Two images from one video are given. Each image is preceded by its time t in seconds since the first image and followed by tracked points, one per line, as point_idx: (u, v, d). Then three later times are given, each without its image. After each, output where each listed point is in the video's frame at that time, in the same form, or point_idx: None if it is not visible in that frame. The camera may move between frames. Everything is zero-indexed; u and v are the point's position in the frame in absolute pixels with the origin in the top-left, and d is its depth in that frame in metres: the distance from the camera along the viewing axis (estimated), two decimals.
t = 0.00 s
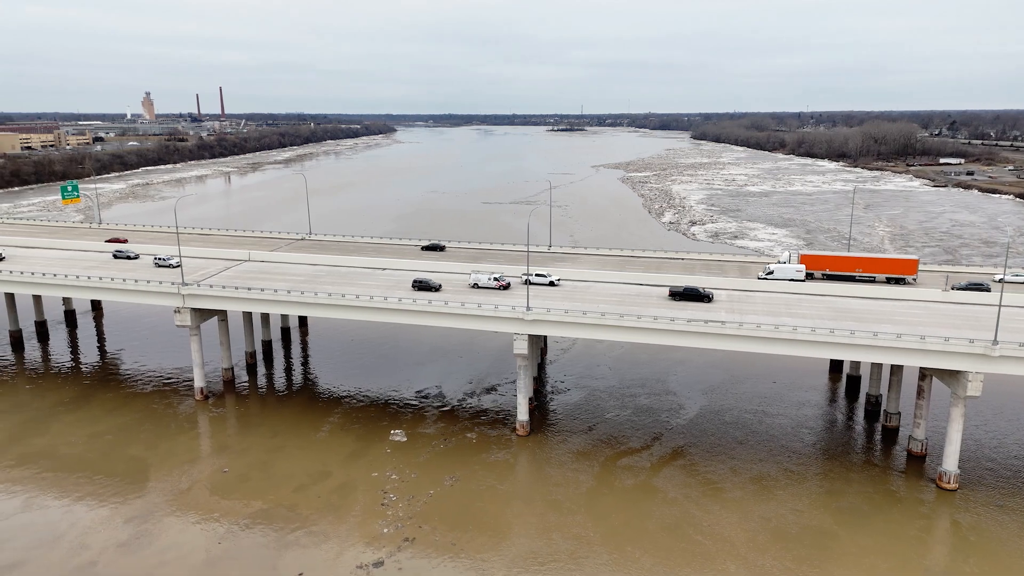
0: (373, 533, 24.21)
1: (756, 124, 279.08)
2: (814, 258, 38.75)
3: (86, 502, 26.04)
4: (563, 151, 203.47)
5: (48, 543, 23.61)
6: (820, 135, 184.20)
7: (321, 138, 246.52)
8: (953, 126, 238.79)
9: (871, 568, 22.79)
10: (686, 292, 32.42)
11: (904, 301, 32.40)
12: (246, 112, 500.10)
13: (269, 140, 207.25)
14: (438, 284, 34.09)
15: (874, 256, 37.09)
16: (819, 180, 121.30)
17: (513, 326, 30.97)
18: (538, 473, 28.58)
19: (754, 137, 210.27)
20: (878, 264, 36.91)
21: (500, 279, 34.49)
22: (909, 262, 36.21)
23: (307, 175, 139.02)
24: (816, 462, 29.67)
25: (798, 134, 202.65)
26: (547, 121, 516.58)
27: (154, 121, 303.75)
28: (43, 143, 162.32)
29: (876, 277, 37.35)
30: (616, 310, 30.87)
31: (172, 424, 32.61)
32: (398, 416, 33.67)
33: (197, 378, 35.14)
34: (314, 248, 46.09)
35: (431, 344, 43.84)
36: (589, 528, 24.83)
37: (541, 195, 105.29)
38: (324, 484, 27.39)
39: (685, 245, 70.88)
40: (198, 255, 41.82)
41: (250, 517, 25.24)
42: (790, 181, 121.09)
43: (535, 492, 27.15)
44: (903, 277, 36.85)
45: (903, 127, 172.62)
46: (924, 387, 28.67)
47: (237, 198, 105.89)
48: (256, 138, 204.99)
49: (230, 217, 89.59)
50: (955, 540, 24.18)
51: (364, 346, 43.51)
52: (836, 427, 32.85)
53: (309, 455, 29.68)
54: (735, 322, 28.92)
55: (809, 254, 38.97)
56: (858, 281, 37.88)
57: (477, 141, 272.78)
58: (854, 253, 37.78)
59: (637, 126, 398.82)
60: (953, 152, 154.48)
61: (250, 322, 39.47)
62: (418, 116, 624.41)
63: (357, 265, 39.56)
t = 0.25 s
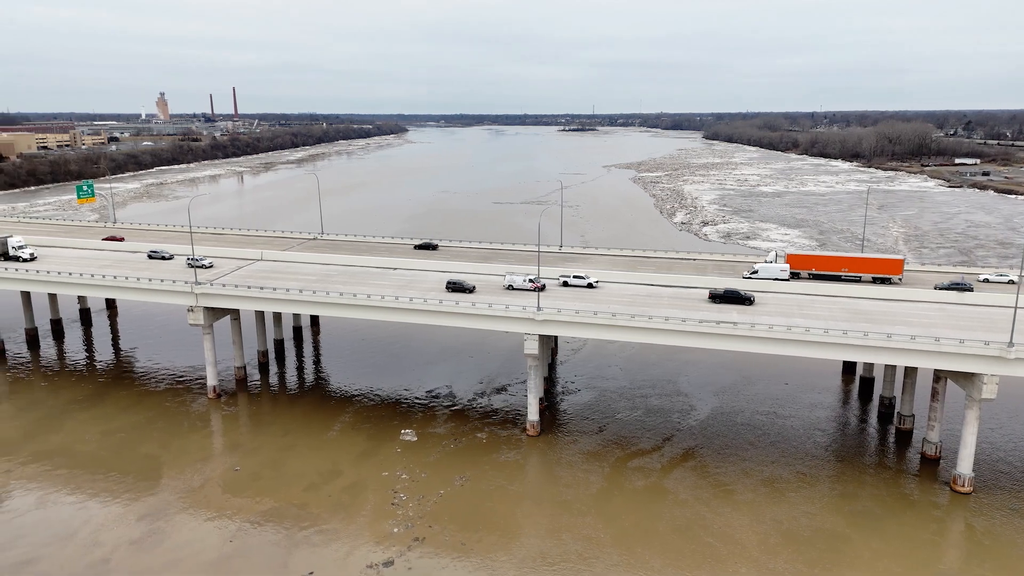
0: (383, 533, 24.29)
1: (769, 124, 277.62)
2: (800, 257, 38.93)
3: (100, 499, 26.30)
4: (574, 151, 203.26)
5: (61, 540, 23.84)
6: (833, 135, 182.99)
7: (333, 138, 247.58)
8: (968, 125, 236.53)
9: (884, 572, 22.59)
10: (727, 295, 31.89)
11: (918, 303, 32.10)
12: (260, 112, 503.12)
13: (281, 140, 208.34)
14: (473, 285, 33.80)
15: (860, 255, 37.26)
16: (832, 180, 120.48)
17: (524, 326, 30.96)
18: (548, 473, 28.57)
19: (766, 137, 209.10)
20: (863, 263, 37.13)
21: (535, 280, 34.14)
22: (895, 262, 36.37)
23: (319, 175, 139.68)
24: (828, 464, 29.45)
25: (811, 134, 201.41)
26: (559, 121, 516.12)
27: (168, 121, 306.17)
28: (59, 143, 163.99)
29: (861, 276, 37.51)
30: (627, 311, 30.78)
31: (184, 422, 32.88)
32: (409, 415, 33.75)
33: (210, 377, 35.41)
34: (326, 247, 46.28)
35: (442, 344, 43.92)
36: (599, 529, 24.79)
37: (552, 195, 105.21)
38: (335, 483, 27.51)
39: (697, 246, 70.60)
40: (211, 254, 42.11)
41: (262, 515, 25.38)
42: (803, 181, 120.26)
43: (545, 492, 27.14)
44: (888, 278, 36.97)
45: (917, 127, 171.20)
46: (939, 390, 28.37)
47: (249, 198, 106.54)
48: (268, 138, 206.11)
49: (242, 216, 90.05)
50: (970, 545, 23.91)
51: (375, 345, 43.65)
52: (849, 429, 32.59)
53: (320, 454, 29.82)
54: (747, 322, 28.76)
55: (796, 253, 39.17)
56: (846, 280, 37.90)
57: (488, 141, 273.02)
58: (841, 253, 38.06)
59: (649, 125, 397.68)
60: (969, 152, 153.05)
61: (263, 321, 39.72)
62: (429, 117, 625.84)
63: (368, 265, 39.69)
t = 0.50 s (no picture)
0: (393, 532, 24.37)
1: (782, 124, 275.92)
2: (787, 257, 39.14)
3: (114, 497, 26.53)
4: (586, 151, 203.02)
5: (75, 537, 24.05)
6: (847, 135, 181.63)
7: (345, 138, 248.61)
8: (985, 126, 234.13)
9: None
10: (767, 299, 31.43)
11: (933, 304, 31.80)
12: (272, 113, 506.07)
13: (293, 140, 209.45)
14: (507, 288, 33.65)
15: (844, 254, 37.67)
16: (846, 181, 119.59)
17: (535, 326, 30.94)
18: (558, 474, 28.56)
19: (779, 137, 207.96)
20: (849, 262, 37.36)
21: (570, 283, 34.03)
22: (881, 261, 36.56)
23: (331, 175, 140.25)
24: (840, 467, 29.25)
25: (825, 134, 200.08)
26: (570, 121, 515.45)
27: (182, 121, 308.51)
28: (75, 143, 165.73)
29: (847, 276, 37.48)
30: (638, 311, 30.71)
31: (197, 420, 33.12)
32: (419, 415, 33.83)
33: (222, 375, 35.66)
34: (338, 247, 46.47)
35: (452, 344, 43.98)
36: (608, 530, 24.75)
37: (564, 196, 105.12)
38: (345, 482, 27.62)
39: (708, 246, 70.31)
40: (224, 253, 42.38)
41: (272, 514, 25.52)
42: (816, 181, 119.43)
43: (556, 493, 27.11)
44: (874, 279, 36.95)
45: (933, 127, 169.54)
46: (953, 392, 28.09)
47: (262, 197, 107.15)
48: (281, 138, 207.28)
49: (255, 216, 90.56)
50: (984, 549, 23.64)
51: (386, 345, 43.78)
52: (862, 431, 32.33)
53: (331, 453, 30.00)
54: (759, 323, 28.60)
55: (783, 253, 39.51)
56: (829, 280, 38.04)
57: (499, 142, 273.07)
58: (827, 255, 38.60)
59: (661, 125, 396.41)
60: (984, 153, 151.47)
61: (275, 320, 39.93)
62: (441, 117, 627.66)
63: (380, 265, 39.84)
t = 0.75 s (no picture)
0: (403, 531, 24.43)
1: (795, 124, 274.31)
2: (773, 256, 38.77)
3: (127, 494, 26.78)
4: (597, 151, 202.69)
5: (89, 534, 24.25)
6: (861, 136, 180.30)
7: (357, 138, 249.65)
8: (1001, 126, 231.69)
9: None
10: (811, 301, 30.84)
11: (948, 306, 31.51)
12: (286, 113, 508.94)
13: (306, 140, 210.63)
14: (541, 289, 33.26)
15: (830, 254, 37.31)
16: (859, 181, 118.70)
17: (545, 327, 30.92)
18: (568, 474, 28.53)
19: (792, 137, 206.72)
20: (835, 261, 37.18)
21: (607, 283, 33.52)
22: (867, 261, 36.54)
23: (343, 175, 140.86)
24: (853, 469, 29.01)
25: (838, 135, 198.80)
26: (582, 121, 514.87)
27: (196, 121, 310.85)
28: (91, 143, 167.51)
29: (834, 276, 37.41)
30: (649, 312, 30.61)
31: (209, 419, 33.32)
32: (430, 415, 33.88)
33: (235, 374, 35.90)
34: (349, 247, 46.64)
35: (463, 344, 44.02)
36: (618, 531, 24.69)
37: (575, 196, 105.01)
38: (356, 481, 27.72)
39: (720, 247, 70.03)
40: (237, 253, 42.66)
41: (283, 512, 25.65)
42: (829, 182, 118.67)
43: (566, 493, 27.08)
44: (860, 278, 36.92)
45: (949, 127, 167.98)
46: (967, 395, 27.78)
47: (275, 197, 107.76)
48: (294, 138, 208.44)
49: (268, 215, 91.11)
50: (999, 554, 23.38)
51: (397, 344, 43.89)
52: (875, 434, 32.06)
53: (342, 452, 30.13)
54: (771, 325, 28.43)
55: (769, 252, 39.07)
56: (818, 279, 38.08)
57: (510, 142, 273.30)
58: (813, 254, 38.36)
59: (673, 125, 395.08)
60: (1001, 153, 149.90)
61: (287, 319, 40.14)
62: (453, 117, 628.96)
63: (391, 264, 39.98)
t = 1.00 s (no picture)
0: (413, 531, 24.47)
1: (808, 124, 272.61)
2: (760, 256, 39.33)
3: (140, 491, 27.01)
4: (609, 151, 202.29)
5: (102, 531, 24.48)
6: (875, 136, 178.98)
7: (369, 138, 250.62)
8: (1018, 126, 229.22)
9: None
10: (857, 305, 30.17)
11: (962, 308, 31.20)
12: (298, 113, 511.36)
13: (318, 140, 211.58)
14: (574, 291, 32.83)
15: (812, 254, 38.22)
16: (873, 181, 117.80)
17: (556, 327, 30.88)
18: (578, 475, 28.48)
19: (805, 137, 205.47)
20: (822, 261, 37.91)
21: (644, 286, 33.03)
22: (852, 261, 37.32)
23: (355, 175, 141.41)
24: (866, 472, 28.77)
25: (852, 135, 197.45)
26: (593, 121, 514.12)
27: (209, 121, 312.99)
28: (106, 143, 168.98)
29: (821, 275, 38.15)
30: (660, 313, 30.51)
31: (221, 417, 33.56)
32: (440, 415, 33.93)
33: (247, 372, 36.11)
34: (360, 247, 46.81)
35: (474, 344, 44.03)
36: (628, 533, 24.62)
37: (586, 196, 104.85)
38: (366, 480, 27.80)
39: (732, 246, 69.78)
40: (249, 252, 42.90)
41: (294, 510, 25.79)
42: (843, 182, 117.86)
43: (576, 494, 27.04)
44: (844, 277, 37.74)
45: (964, 127, 166.42)
46: (982, 398, 27.48)
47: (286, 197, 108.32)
48: (306, 138, 209.49)
49: (280, 215, 91.57)
50: (1014, 558, 23.14)
51: (408, 344, 43.99)
52: (888, 436, 31.78)
53: (352, 451, 30.24)
54: (783, 326, 28.27)
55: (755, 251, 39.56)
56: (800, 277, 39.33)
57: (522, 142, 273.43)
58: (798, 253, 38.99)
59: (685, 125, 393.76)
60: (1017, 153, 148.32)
61: (299, 319, 40.36)
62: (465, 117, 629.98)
63: (403, 264, 40.09)
